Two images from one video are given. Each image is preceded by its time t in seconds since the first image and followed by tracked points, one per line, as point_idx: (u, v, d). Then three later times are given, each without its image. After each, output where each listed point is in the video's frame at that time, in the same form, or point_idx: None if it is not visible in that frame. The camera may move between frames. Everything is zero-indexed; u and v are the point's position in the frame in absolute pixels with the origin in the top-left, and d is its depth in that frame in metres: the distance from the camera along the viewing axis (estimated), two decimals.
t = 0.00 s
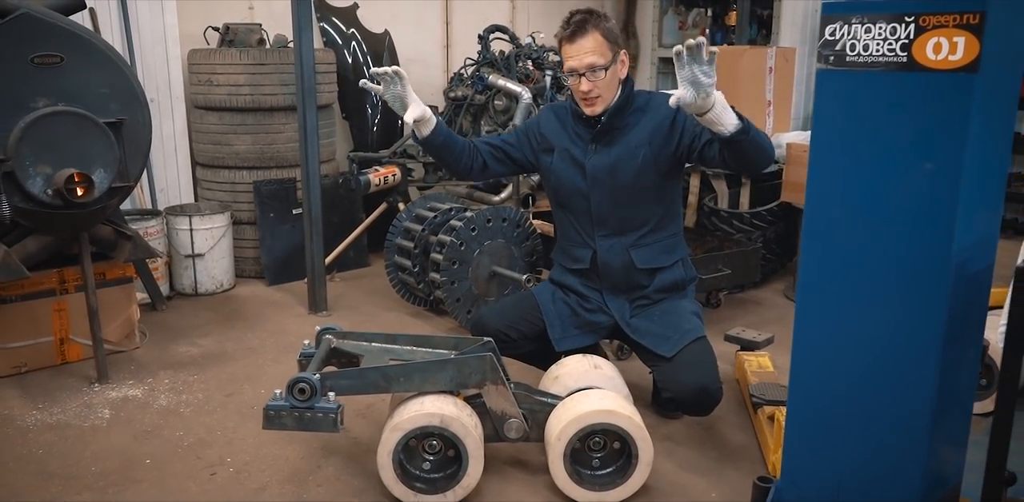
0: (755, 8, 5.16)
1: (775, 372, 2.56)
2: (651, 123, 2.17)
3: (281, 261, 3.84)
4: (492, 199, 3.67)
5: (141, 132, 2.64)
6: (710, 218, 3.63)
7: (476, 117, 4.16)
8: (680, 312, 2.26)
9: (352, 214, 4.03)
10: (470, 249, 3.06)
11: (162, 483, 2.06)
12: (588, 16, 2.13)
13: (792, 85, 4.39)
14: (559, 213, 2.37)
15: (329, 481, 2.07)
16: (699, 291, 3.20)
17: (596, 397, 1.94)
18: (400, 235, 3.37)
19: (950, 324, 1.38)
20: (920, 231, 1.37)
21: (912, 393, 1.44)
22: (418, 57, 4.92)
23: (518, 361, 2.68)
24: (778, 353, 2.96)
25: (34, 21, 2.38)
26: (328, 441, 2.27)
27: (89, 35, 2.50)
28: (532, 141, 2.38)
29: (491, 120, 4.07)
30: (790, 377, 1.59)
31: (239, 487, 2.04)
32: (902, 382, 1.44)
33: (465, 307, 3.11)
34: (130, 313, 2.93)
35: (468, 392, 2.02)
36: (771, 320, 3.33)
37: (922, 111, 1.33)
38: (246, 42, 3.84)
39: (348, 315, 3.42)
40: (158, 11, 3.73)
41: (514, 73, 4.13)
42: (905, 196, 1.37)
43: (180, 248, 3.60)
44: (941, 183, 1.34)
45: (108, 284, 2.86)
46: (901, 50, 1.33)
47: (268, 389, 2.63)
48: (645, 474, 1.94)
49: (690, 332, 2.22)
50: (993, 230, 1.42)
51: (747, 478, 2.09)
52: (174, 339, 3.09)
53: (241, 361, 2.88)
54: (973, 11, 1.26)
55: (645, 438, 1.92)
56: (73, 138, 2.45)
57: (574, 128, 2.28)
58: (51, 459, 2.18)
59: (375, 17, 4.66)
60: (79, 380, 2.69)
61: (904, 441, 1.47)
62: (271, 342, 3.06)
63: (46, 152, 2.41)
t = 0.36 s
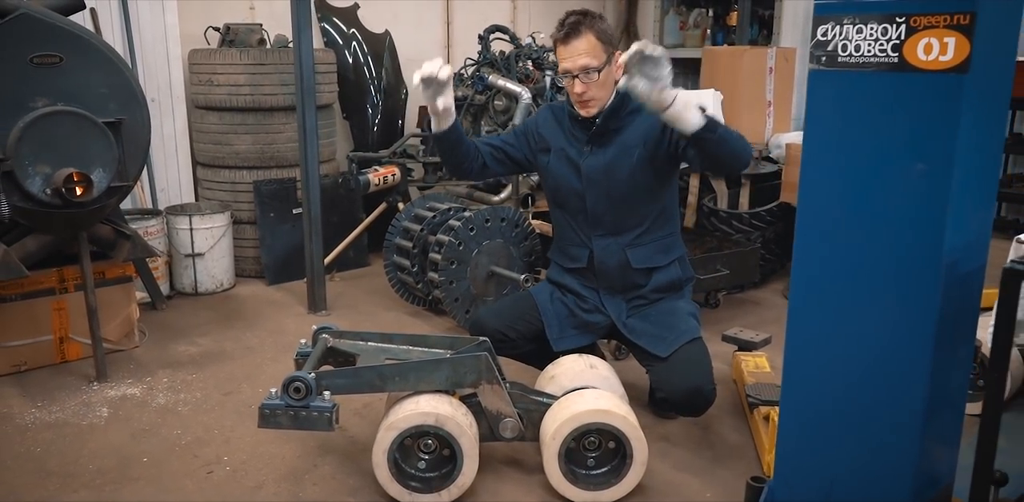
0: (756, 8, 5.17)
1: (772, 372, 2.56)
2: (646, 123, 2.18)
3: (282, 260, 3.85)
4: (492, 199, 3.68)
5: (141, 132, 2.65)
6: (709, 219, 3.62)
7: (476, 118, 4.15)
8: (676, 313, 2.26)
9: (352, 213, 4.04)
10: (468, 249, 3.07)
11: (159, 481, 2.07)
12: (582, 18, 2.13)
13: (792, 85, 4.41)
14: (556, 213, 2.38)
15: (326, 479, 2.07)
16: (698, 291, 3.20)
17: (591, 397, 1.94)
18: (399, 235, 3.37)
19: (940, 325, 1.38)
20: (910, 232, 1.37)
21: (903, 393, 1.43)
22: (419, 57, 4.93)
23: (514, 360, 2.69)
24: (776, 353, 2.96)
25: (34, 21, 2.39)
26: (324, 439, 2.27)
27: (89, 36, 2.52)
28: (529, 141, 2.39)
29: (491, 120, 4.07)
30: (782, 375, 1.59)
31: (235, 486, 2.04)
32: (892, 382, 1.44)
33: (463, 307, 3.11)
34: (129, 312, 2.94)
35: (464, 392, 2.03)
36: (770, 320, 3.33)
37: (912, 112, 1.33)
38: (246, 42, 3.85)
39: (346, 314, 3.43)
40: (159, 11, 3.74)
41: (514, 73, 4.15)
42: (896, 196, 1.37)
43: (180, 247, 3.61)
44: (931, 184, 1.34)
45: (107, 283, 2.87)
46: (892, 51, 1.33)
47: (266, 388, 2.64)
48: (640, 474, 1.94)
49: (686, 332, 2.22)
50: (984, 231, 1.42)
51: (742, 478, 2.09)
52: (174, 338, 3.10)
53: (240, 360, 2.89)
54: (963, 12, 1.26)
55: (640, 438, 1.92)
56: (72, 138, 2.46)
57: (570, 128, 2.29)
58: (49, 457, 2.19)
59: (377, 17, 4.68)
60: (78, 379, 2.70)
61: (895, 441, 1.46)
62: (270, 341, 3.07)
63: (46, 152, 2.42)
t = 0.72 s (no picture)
0: (759, 8, 5.17)
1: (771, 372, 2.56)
2: (646, 125, 2.20)
3: (283, 259, 3.87)
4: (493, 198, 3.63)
5: (142, 132, 2.67)
6: (710, 219, 3.62)
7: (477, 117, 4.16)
8: (673, 313, 2.26)
9: (353, 213, 4.05)
10: (468, 248, 3.07)
11: (157, 479, 2.08)
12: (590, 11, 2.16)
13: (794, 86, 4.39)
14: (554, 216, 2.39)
15: (323, 477, 2.08)
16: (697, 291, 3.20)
17: (587, 396, 1.94)
18: (400, 235, 3.38)
19: (934, 326, 1.38)
20: (903, 232, 1.37)
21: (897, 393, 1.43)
22: (422, 57, 4.94)
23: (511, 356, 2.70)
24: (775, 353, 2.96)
25: (36, 21, 2.40)
26: (322, 438, 2.28)
27: (91, 36, 2.53)
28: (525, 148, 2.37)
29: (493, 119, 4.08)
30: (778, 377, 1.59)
31: (233, 484, 2.05)
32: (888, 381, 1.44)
33: (463, 306, 3.12)
34: (130, 311, 2.95)
35: (461, 390, 2.03)
36: (770, 320, 3.33)
37: (905, 111, 1.33)
38: (249, 42, 3.86)
39: (347, 313, 3.44)
40: (162, 10, 3.75)
41: (516, 72, 4.15)
42: (888, 197, 1.38)
43: (181, 246, 3.62)
44: (925, 184, 1.34)
45: (108, 282, 2.88)
46: (885, 51, 1.33)
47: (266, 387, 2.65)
48: (636, 474, 1.95)
49: (683, 332, 2.22)
50: (976, 231, 1.43)
51: (739, 478, 2.09)
52: (175, 337, 3.11)
53: (241, 358, 2.90)
54: (956, 11, 1.26)
55: (636, 438, 1.92)
56: (73, 137, 2.47)
57: (570, 131, 2.30)
58: (49, 454, 2.21)
59: (379, 17, 4.69)
60: (79, 376, 2.72)
61: (892, 441, 1.46)
62: (271, 340, 3.08)
63: (47, 151, 2.44)
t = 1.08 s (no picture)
0: (762, 8, 5.16)
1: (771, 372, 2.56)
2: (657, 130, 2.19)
3: (286, 259, 3.88)
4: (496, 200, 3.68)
5: (145, 132, 2.68)
6: (710, 219, 3.62)
7: (481, 117, 4.17)
8: (676, 312, 2.26)
9: (356, 212, 4.06)
10: (470, 248, 3.08)
11: (158, 476, 2.09)
12: (594, 29, 2.06)
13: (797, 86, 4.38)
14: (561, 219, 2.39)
15: (323, 475, 2.09)
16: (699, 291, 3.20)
17: (586, 396, 1.94)
18: (402, 234, 3.39)
19: (931, 326, 1.38)
20: (901, 232, 1.37)
21: (894, 393, 1.43)
22: (425, 57, 4.95)
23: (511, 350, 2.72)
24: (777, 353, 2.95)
25: (39, 21, 2.42)
26: (323, 436, 2.29)
27: (95, 37, 2.55)
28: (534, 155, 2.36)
29: (496, 119, 4.08)
30: (777, 378, 1.59)
31: (234, 482, 2.06)
32: (886, 381, 1.44)
33: (465, 306, 3.12)
34: (133, 310, 2.97)
35: (460, 389, 2.04)
36: (772, 320, 3.32)
37: (902, 110, 1.33)
38: (252, 42, 3.87)
39: (349, 312, 3.45)
40: (166, 10, 3.77)
41: (519, 72, 4.16)
42: (885, 197, 1.38)
43: (185, 245, 3.63)
44: (922, 184, 1.34)
45: (112, 280, 2.89)
46: (882, 51, 1.33)
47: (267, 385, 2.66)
48: (635, 473, 1.95)
49: (687, 328, 2.23)
50: (974, 231, 1.43)
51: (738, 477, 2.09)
52: (178, 335, 3.12)
53: (243, 357, 2.91)
54: (952, 11, 1.27)
55: (635, 437, 1.93)
56: (76, 137, 2.49)
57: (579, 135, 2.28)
58: (51, 452, 2.22)
59: (382, 17, 4.70)
60: (82, 375, 2.73)
61: (892, 441, 1.45)
62: (273, 339, 3.09)
63: (50, 150, 2.45)
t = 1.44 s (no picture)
0: (767, 8, 5.15)
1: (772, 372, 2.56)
2: (657, 171, 2.14)
3: (290, 258, 3.89)
4: (500, 198, 3.81)
5: (148, 131, 2.69)
6: (714, 219, 3.52)
7: (484, 117, 4.16)
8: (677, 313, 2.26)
9: (359, 212, 4.06)
10: (472, 247, 3.08)
11: (159, 474, 2.11)
12: (596, 68, 1.90)
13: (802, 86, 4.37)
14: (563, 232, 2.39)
15: (323, 474, 2.10)
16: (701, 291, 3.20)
17: (585, 395, 1.94)
18: (404, 233, 3.39)
19: (927, 326, 1.38)
20: (897, 232, 1.37)
21: (890, 394, 1.43)
22: (429, 57, 4.95)
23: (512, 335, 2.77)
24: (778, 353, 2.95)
25: (42, 21, 2.43)
26: (323, 435, 2.30)
27: (99, 37, 2.56)
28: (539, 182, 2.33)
29: (499, 119, 4.10)
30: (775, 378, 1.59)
31: (234, 480, 2.07)
32: (882, 382, 1.43)
33: (467, 305, 3.13)
34: (136, 308, 2.98)
35: (459, 389, 2.04)
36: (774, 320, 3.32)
37: (898, 111, 1.33)
38: (256, 42, 3.88)
39: (351, 312, 3.45)
40: (170, 10, 3.78)
41: (522, 72, 4.18)
42: (881, 197, 1.38)
43: (188, 244, 3.64)
44: (917, 184, 1.33)
45: (115, 279, 2.91)
46: (879, 52, 1.33)
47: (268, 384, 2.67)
48: (634, 473, 1.95)
49: (685, 312, 2.26)
50: (972, 231, 1.42)
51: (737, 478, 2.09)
52: (181, 334, 3.13)
53: (246, 356, 2.92)
54: (948, 12, 1.26)
55: (634, 437, 1.93)
56: (79, 136, 2.50)
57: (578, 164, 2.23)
58: (53, 450, 2.23)
59: (386, 18, 4.70)
60: (85, 373, 2.75)
61: (890, 441, 1.45)
62: (276, 338, 3.10)
63: (53, 149, 2.46)
